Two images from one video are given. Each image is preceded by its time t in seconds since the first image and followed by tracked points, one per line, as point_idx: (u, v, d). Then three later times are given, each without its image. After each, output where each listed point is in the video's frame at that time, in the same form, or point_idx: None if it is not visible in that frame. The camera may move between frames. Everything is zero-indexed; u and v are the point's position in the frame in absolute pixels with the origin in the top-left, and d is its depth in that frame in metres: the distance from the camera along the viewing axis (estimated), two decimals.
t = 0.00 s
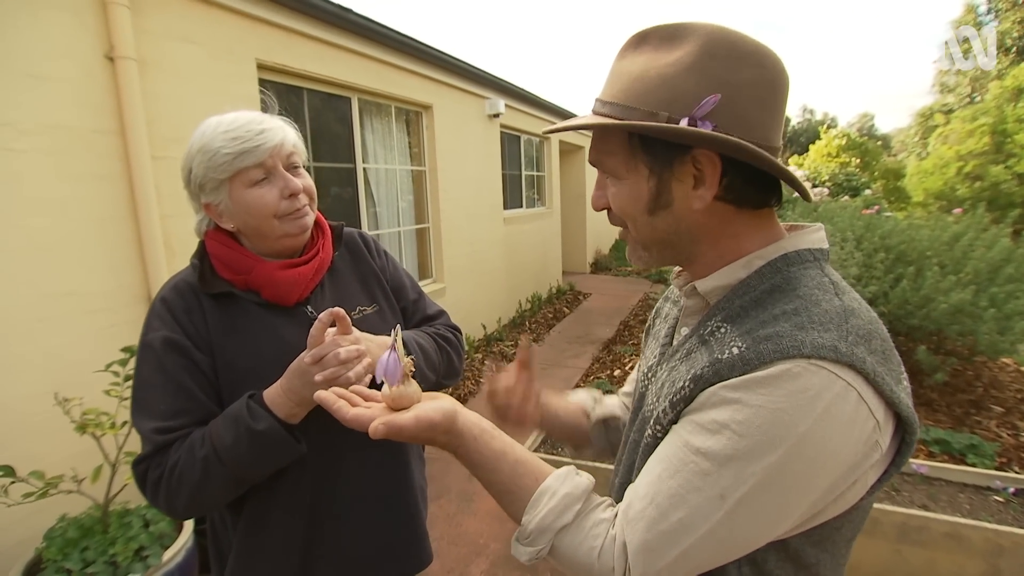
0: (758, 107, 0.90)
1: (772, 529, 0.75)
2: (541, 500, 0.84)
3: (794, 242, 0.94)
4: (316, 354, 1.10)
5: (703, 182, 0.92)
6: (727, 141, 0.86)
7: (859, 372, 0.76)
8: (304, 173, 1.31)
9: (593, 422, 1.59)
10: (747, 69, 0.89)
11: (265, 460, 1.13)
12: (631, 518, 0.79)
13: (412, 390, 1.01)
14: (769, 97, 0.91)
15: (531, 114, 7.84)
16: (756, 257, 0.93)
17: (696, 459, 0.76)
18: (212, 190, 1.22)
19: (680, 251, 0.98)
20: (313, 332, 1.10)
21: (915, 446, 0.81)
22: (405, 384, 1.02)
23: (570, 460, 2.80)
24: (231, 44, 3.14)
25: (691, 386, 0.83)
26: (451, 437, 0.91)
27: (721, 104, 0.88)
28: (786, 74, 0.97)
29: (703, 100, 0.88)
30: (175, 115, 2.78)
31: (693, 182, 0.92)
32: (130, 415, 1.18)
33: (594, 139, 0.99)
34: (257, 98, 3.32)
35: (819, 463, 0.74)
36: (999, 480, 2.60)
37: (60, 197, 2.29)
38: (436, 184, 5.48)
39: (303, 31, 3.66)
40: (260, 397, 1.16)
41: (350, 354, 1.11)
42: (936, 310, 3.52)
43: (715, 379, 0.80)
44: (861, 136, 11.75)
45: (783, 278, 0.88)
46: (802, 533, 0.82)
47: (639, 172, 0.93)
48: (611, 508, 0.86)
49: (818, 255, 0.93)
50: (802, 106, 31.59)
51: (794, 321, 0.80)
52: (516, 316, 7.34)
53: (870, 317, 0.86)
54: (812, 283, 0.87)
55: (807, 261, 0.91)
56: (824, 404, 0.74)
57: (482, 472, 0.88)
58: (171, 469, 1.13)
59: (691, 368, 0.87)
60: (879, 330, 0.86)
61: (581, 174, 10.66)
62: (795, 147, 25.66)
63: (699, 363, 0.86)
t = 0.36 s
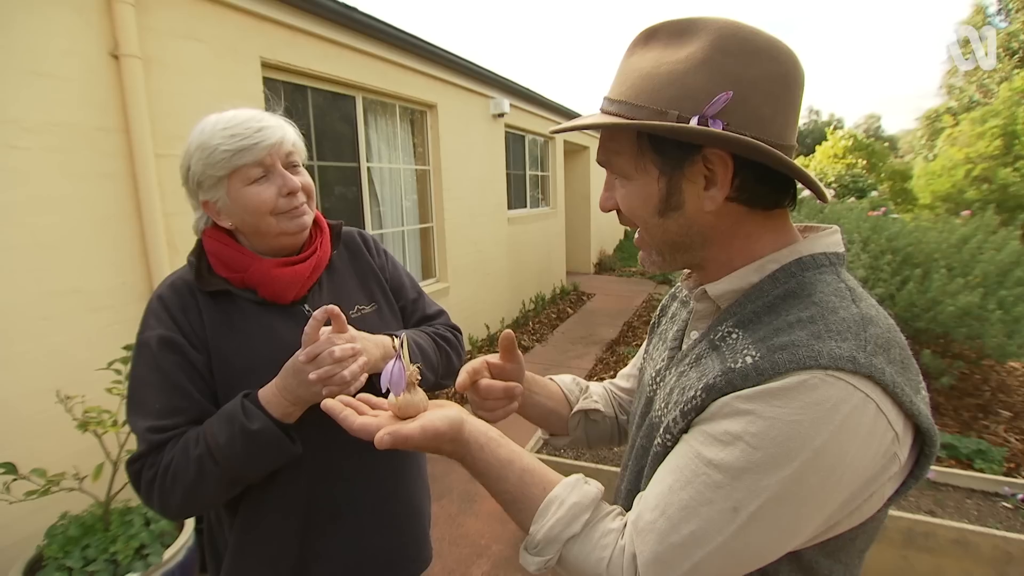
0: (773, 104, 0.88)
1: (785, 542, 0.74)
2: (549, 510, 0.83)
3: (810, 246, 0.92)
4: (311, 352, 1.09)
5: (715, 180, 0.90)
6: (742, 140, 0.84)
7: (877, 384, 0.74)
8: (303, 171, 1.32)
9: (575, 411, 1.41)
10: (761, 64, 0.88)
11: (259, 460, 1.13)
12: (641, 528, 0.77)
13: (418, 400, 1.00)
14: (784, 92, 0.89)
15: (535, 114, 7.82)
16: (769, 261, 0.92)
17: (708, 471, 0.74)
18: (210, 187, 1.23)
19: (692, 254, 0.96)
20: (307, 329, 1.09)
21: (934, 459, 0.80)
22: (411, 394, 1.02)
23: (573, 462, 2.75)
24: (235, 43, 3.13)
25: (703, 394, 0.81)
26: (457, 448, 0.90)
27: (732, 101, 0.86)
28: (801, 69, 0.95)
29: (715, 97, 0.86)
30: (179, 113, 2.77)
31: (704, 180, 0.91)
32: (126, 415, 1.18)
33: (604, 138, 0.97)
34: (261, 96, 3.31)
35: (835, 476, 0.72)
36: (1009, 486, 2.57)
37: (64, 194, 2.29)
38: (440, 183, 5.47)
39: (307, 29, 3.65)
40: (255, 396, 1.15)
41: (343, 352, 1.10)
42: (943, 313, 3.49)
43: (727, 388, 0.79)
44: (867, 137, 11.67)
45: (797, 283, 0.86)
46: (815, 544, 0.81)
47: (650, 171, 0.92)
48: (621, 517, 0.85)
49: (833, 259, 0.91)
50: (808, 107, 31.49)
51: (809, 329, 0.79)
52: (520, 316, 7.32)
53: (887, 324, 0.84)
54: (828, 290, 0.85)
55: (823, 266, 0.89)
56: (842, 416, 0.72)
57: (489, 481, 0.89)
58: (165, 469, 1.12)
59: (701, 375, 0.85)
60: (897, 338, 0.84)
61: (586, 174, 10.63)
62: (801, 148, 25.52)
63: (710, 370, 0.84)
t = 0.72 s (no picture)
0: (780, 101, 0.87)
1: (796, 538, 0.72)
2: (556, 509, 0.82)
3: (814, 237, 0.90)
4: (309, 348, 1.08)
5: (720, 177, 0.89)
6: (754, 131, 0.82)
7: (882, 370, 0.73)
8: (300, 173, 1.31)
9: (586, 429, 1.38)
10: (769, 58, 0.86)
11: (256, 458, 1.11)
12: (647, 527, 0.76)
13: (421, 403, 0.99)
14: (791, 90, 0.87)
15: (540, 113, 7.79)
16: (772, 253, 0.90)
17: (713, 464, 0.73)
18: (206, 185, 1.24)
19: (695, 252, 0.94)
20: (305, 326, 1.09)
21: (943, 447, 0.78)
22: (412, 397, 1.01)
23: (576, 463, 2.73)
24: (239, 41, 3.12)
25: (706, 386, 0.80)
26: (460, 451, 0.90)
27: (739, 94, 0.84)
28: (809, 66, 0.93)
29: (722, 90, 0.84)
30: (183, 112, 2.77)
31: (710, 177, 0.89)
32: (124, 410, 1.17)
33: (608, 134, 0.96)
34: (264, 94, 3.30)
35: (841, 467, 0.70)
36: (1017, 490, 2.54)
37: (67, 192, 2.29)
38: (443, 182, 5.45)
39: (311, 27, 3.64)
40: (253, 393, 1.14)
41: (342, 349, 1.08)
42: (950, 313, 3.45)
43: (729, 378, 0.78)
44: (873, 137, 11.58)
45: (801, 272, 0.85)
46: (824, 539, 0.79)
47: (654, 168, 0.90)
48: (629, 515, 0.83)
49: (837, 248, 0.89)
50: (814, 107, 31.34)
51: (811, 315, 0.77)
52: (523, 315, 7.31)
53: (892, 312, 0.82)
54: (832, 277, 0.83)
55: (827, 255, 0.87)
56: (846, 403, 0.70)
57: (494, 482, 0.88)
58: (162, 466, 1.12)
59: (704, 368, 0.84)
60: (902, 326, 0.82)
61: (590, 173, 10.60)
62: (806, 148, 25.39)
63: (713, 362, 0.83)
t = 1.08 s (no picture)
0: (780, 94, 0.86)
1: (800, 549, 0.70)
2: (553, 519, 0.81)
3: (818, 236, 0.89)
4: (309, 349, 1.08)
5: (717, 174, 0.88)
6: (752, 125, 0.81)
7: (892, 373, 0.72)
8: (300, 173, 1.30)
9: (592, 400, 1.39)
10: (768, 53, 0.85)
11: (257, 457, 1.11)
12: (646, 539, 0.74)
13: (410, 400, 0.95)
14: (790, 82, 0.87)
15: (547, 113, 7.78)
16: (774, 253, 0.89)
17: (716, 471, 0.71)
18: (207, 184, 1.25)
19: (692, 253, 0.93)
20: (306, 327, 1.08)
21: (954, 454, 0.77)
22: (402, 393, 0.96)
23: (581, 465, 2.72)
24: (245, 42, 3.13)
25: (708, 390, 0.79)
26: (453, 452, 0.87)
27: (737, 88, 0.83)
28: (808, 61, 0.92)
29: (720, 85, 0.83)
30: (189, 112, 2.78)
31: (707, 173, 0.88)
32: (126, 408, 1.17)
33: (603, 133, 0.95)
34: (271, 95, 3.31)
35: (850, 475, 0.69)
36: None
37: (76, 192, 2.30)
38: (449, 183, 5.45)
39: (317, 29, 3.65)
40: (255, 392, 1.14)
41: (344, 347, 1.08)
42: (960, 316, 3.41)
43: (733, 381, 0.77)
44: (884, 137, 11.47)
45: (805, 273, 0.84)
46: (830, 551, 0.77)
47: (649, 166, 0.89)
48: (628, 527, 0.82)
49: (843, 249, 0.88)
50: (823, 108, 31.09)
51: (817, 317, 0.76)
52: (529, 316, 7.29)
53: (899, 313, 0.81)
54: (837, 278, 0.82)
55: (831, 256, 0.86)
56: (855, 408, 0.69)
57: (487, 486, 0.86)
58: (163, 465, 1.12)
59: (706, 371, 0.83)
60: (909, 328, 0.81)
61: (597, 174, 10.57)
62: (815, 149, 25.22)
63: (715, 365, 0.82)
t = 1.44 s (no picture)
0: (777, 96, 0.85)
1: (806, 557, 0.70)
2: (553, 524, 0.80)
3: (822, 238, 0.88)
4: (312, 345, 1.08)
5: (715, 178, 0.87)
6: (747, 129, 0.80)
7: (903, 381, 0.71)
8: (303, 169, 1.31)
9: (591, 421, 1.36)
10: (765, 54, 0.85)
11: (258, 454, 1.12)
12: (649, 544, 0.74)
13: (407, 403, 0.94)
14: (788, 84, 0.86)
15: (554, 113, 7.77)
16: (780, 255, 0.88)
17: (720, 478, 0.71)
18: (211, 181, 1.25)
19: (692, 257, 0.93)
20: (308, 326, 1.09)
21: (966, 463, 0.76)
22: (399, 395, 0.96)
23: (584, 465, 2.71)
24: (253, 41, 3.15)
25: (712, 397, 0.78)
26: (452, 455, 0.87)
27: (733, 90, 0.82)
28: (807, 58, 0.91)
29: (716, 87, 0.83)
30: (196, 110, 2.79)
31: (705, 177, 0.87)
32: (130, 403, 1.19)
33: (601, 139, 0.95)
34: (278, 93, 3.33)
35: (859, 483, 0.68)
36: None
37: (85, 189, 2.32)
38: (456, 182, 5.46)
39: (325, 27, 3.66)
40: (256, 389, 1.14)
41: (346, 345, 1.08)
42: (971, 321, 3.36)
43: (739, 388, 0.76)
44: (895, 139, 11.35)
45: (811, 277, 0.83)
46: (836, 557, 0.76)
47: (647, 171, 0.89)
48: (628, 532, 0.82)
49: (848, 251, 0.87)
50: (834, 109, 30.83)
51: (825, 323, 0.75)
52: (535, 316, 7.29)
53: (909, 318, 0.80)
54: (846, 281, 0.81)
55: (837, 259, 0.85)
56: (866, 417, 0.68)
57: (486, 492, 0.86)
58: (165, 461, 1.12)
59: (710, 376, 0.82)
60: (920, 333, 0.80)
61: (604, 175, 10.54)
62: (825, 150, 25.02)
63: (719, 370, 0.82)
